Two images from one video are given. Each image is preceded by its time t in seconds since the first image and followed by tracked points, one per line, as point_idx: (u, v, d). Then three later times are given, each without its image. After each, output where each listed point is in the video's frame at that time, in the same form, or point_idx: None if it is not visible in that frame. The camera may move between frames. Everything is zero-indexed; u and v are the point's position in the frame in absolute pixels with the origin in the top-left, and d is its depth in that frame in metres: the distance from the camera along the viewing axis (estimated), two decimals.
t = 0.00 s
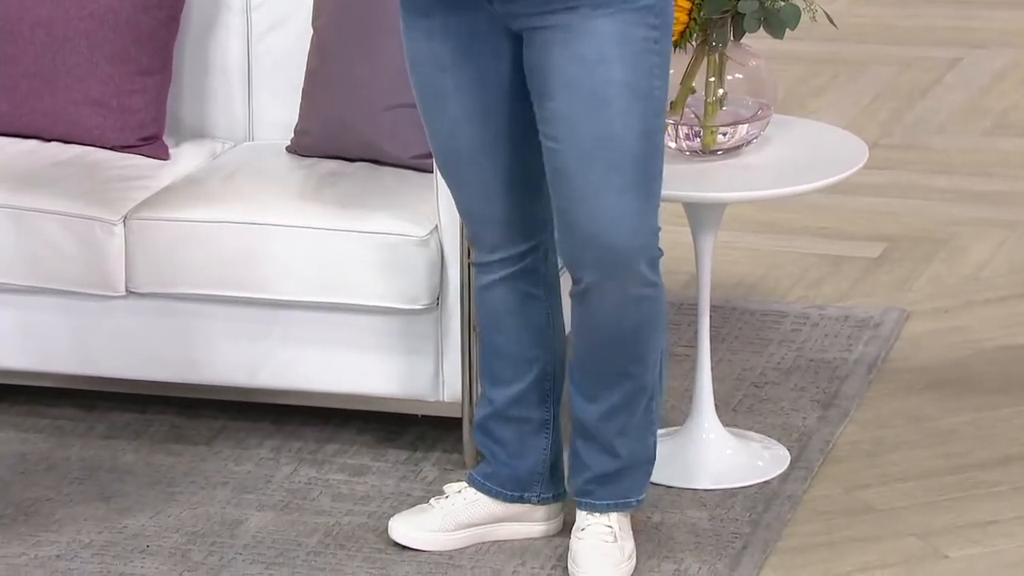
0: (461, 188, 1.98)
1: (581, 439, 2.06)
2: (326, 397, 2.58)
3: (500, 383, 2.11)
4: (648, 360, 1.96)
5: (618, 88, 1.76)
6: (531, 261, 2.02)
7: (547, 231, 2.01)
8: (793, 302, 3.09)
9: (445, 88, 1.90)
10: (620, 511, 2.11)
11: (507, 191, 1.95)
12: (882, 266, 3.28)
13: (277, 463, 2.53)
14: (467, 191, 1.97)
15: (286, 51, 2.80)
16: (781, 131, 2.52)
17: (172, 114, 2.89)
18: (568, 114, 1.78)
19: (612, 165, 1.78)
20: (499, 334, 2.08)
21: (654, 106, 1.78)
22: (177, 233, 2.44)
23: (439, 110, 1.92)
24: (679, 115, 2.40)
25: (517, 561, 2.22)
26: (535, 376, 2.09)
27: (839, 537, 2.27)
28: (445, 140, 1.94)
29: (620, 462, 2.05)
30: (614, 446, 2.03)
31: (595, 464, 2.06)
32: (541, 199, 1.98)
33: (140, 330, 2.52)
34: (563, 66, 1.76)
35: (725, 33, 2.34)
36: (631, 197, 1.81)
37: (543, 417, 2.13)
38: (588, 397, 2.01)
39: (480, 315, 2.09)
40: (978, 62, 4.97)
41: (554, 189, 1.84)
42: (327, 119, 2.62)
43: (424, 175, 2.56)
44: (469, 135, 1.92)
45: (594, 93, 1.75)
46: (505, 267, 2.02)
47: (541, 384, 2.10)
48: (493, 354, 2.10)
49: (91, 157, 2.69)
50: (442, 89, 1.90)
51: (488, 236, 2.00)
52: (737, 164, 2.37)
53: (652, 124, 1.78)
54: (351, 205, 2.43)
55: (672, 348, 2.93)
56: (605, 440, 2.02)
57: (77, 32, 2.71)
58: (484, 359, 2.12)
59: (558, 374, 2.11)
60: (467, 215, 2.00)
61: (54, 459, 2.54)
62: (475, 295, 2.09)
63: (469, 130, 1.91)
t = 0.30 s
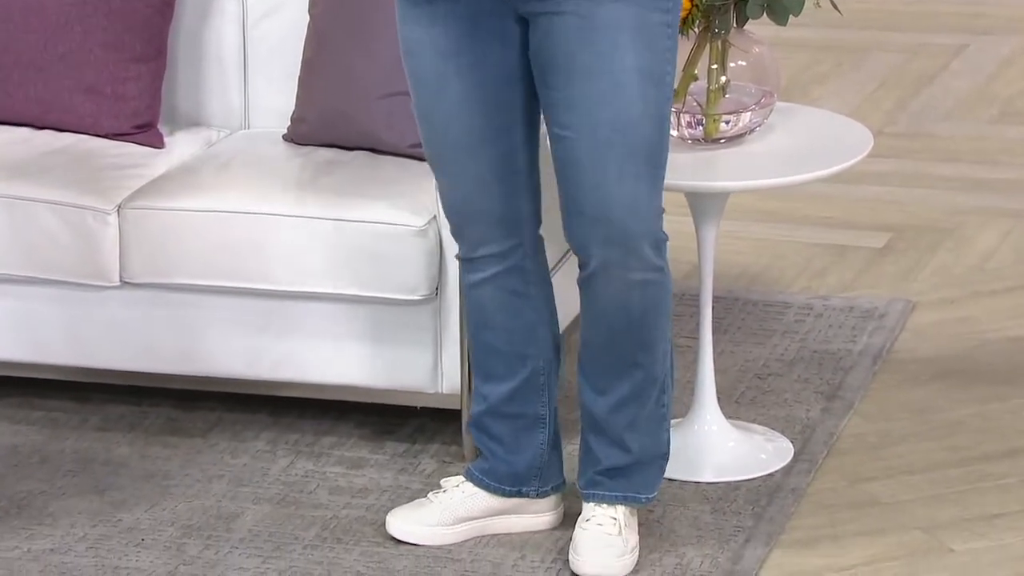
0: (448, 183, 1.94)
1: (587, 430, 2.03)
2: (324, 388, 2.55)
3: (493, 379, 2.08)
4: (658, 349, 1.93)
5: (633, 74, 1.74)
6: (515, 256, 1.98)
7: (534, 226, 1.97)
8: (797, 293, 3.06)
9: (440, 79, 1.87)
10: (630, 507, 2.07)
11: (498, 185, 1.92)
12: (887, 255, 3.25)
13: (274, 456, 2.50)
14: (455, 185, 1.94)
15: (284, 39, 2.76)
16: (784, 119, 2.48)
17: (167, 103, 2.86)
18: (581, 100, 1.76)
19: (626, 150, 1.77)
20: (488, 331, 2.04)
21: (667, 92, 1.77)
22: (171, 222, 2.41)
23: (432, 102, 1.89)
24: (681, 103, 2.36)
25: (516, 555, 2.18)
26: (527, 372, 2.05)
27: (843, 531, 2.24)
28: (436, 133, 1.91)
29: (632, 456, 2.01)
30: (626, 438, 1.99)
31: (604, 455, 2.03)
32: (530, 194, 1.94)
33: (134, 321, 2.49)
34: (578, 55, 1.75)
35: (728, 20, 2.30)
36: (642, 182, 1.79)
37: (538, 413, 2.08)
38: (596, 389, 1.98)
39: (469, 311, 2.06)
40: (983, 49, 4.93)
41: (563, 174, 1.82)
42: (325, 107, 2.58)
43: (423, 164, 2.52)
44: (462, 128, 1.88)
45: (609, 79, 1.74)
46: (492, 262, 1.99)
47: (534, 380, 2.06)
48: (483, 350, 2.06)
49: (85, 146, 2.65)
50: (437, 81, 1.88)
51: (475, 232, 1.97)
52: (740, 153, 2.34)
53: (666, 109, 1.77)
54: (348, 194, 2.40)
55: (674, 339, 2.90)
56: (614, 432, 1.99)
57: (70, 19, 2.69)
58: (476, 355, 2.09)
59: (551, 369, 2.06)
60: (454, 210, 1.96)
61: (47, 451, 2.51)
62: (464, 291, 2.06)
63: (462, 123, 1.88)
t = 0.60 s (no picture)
0: (422, 187, 1.89)
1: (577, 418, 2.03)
2: (321, 379, 2.51)
3: (475, 380, 2.04)
4: (648, 335, 1.96)
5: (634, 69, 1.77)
6: (492, 256, 1.95)
7: (506, 224, 1.95)
8: (801, 283, 3.02)
9: (426, 76, 1.83)
10: (622, 499, 2.07)
11: (480, 183, 1.89)
12: (892, 245, 3.21)
13: (270, 449, 2.46)
14: (431, 188, 1.88)
15: (280, 25, 2.72)
16: (788, 107, 2.45)
17: (161, 90, 2.82)
18: (579, 93, 1.79)
19: (618, 141, 1.80)
20: (467, 334, 2.00)
21: (664, 84, 1.80)
22: (166, 211, 2.37)
23: (416, 101, 1.85)
24: (683, 91, 2.33)
25: (515, 548, 2.15)
26: (511, 370, 2.03)
27: (847, 525, 2.20)
28: (413, 134, 1.87)
29: (624, 443, 2.02)
30: (616, 426, 2.00)
31: (593, 444, 2.03)
32: (503, 193, 1.92)
33: (127, 312, 2.46)
34: (578, 48, 1.77)
35: (731, 7, 2.28)
36: (631, 171, 1.83)
37: (525, 407, 2.06)
38: (585, 376, 1.99)
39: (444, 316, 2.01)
40: (992, 35, 4.89)
41: (554, 157, 1.85)
42: (323, 93, 2.55)
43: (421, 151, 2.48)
44: (448, 126, 1.84)
45: (610, 76, 1.77)
46: (468, 266, 1.94)
47: (519, 377, 2.04)
48: (462, 353, 2.02)
49: (77, 133, 2.62)
50: (423, 79, 1.83)
51: (450, 237, 1.92)
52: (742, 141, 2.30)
53: (660, 101, 1.81)
54: (345, 183, 2.36)
55: (675, 330, 2.86)
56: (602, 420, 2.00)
57: (63, 3, 2.64)
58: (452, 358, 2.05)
59: (534, 364, 2.04)
60: (426, 217, 1.91)
61: (39, 444, 2.47)
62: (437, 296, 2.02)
63: (449, 120, 1.84)
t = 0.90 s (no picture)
0: (418, 181, 1.85)
1: (574, 406, 2.02)
2: (319, 371, 2.48)
3: (474, 377, 2.00)
4: (649, 324, 1.95)
5: (646, 63, 1.77)
6: (489, 252, 1.90)
7: (504, 222, 1.91)
8: (805, 273, 2.99)
9: (431, 67, 1.80)
10: (619, 492, 2.05)
11: (478, 178, 1.85)
12: (897, 235, 3.18)
13: (266, 441, 2.43)
14: (429, 182, 1.84)
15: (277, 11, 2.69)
16: (794, 95, 2.41)
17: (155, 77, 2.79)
18: (588, 84, 1.78)
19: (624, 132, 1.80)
20: (464, 332, 1.96)
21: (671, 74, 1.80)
22: (160, 200, 2.34)
23: (419, 93, 1.81)
24: (686, 77, 2.29)
25: (515, 543, 2.12)
26: (510, 368, 1.99)
27: (852, 518, 2.17)
28: (413, 126, 1.83)
29: (620, 434, 2.01)
30: (613, 416, 1.99)
31: (588, 433, 2.02)
32: (501, 190, 1.88)
33: (121, 302, 2.42)
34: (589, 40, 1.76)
35: None
36: (636, 161, 1.83)
37: (526, 405, 2.02)
38: (583, 364, 1.99)
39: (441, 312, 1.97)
40: (1000, 21, 4.85)
41: (559, 142, 1.86)
42: (320, 80, 2.51)
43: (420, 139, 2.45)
44: (451, 119, 1.81)
45: (621, 69, 1.76)
46: (466, 264, 1.90)
47: (518, 375, 2.00)
48: (460, 351, 1.98)
49: (71, 121, 2.58)
50: (428, 70, 1.80)
51: (446, 234, 1.88)
52: (745, 129, 2.26)
53: (667, 91, 1.81)
54: (342, 171, 2.33)
55: (677, 321, 2.83)
56: (599, 409, 1.99)
57: None
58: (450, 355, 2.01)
59: (533, 362, 2.00)
60: (421, 212, 1.87)
61: (33, 436, 2.44)
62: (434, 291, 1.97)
63: (452, 112, 1.80)
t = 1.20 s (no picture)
0: (410, 170, 1.81)
1: (576, 395, 1.99)
2: (317, 362, 2.44)
3: (467, 370, 1.96)
4: (657, 312, 1.92)
5: (655, 52, 1.74)
6: (481, 245, 1.86)
7: (497, 215, 1.87)
8: (809, 263, 2.95)
9: (432, 54, 1.76)
10: (621, 484, 2.01)
11: (473, 170, 1.81)
12: (903, 224, 3.14)
13: (262, 433, 2.39)
14: (423, 171, 1.80)
15: None
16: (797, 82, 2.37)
17: (149, 64, 2.75)
18: (598, 72, 1.75)
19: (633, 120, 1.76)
20: (457, 325, 1.92)
21: (681, 64, 1.77)
22: (154, 188, 2.30)
23: (418, 80, 1.77)
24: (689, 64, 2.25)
25: (514, 536, 2.08)
26: (504, 361, 1.95)
27: (856, 511, 2.13)
28: (409, 113, 1.79)
29: (623, 424, 1.97)
30: (616, 406, 1.96)
31: (591, 423, 1.99)
32: (496, 181, 1.84)
33: (113, 291, 2.38)
34: (599, 31, 1.72)
35: None
36: (645, 150, 1.80)
37: (522, 398, 1.99)
38: (587, 352, 1.95)
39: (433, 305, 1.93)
40: (1007, 6, 4.81)
41: (567, 126, 1.82)
42: (316, 67, 2.47)
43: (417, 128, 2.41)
44: (450, 108, 1.77)
45: (631, 58, 1.73)
46: (458, 257, 1.86)
47: (513, 369, 1.96)
48: (452, 344, 1.94)
49: (63, 108, 2.54)
50: (429, 57, 1.76)
51: (437, 226, 1.83)
52: (748, 117, 2.22)
53: (678, 81, 1.78)
54: (339, 159, 2.29)
55: (679, 312, 2.79)
56: (602, 399, 1.96)
57: None
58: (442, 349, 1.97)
59: (530, 355, 1.96)
60: (412, 203, 1.83)
61: (25, 428, 2.40)
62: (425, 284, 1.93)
63: (452, 100, 1.76)
